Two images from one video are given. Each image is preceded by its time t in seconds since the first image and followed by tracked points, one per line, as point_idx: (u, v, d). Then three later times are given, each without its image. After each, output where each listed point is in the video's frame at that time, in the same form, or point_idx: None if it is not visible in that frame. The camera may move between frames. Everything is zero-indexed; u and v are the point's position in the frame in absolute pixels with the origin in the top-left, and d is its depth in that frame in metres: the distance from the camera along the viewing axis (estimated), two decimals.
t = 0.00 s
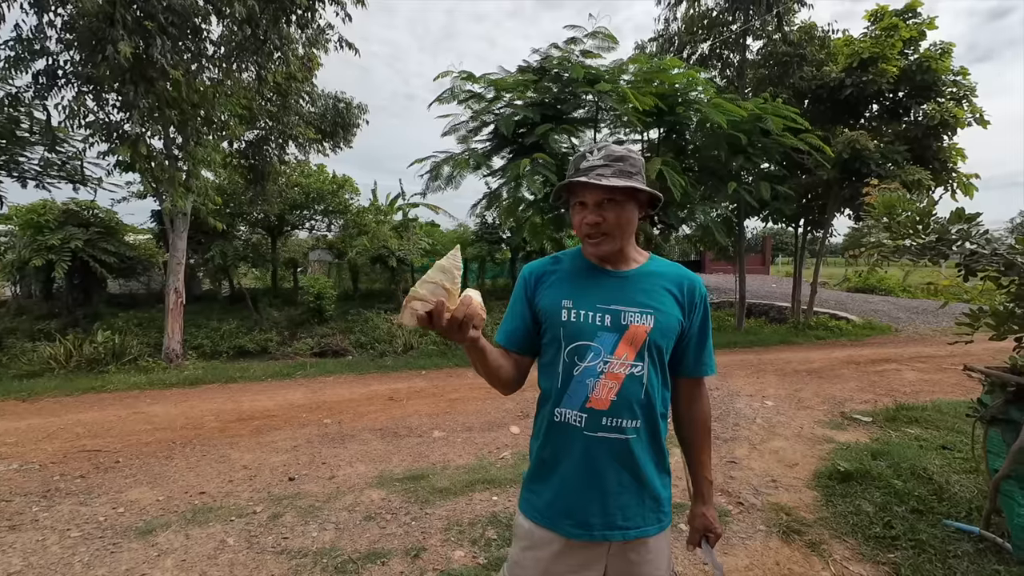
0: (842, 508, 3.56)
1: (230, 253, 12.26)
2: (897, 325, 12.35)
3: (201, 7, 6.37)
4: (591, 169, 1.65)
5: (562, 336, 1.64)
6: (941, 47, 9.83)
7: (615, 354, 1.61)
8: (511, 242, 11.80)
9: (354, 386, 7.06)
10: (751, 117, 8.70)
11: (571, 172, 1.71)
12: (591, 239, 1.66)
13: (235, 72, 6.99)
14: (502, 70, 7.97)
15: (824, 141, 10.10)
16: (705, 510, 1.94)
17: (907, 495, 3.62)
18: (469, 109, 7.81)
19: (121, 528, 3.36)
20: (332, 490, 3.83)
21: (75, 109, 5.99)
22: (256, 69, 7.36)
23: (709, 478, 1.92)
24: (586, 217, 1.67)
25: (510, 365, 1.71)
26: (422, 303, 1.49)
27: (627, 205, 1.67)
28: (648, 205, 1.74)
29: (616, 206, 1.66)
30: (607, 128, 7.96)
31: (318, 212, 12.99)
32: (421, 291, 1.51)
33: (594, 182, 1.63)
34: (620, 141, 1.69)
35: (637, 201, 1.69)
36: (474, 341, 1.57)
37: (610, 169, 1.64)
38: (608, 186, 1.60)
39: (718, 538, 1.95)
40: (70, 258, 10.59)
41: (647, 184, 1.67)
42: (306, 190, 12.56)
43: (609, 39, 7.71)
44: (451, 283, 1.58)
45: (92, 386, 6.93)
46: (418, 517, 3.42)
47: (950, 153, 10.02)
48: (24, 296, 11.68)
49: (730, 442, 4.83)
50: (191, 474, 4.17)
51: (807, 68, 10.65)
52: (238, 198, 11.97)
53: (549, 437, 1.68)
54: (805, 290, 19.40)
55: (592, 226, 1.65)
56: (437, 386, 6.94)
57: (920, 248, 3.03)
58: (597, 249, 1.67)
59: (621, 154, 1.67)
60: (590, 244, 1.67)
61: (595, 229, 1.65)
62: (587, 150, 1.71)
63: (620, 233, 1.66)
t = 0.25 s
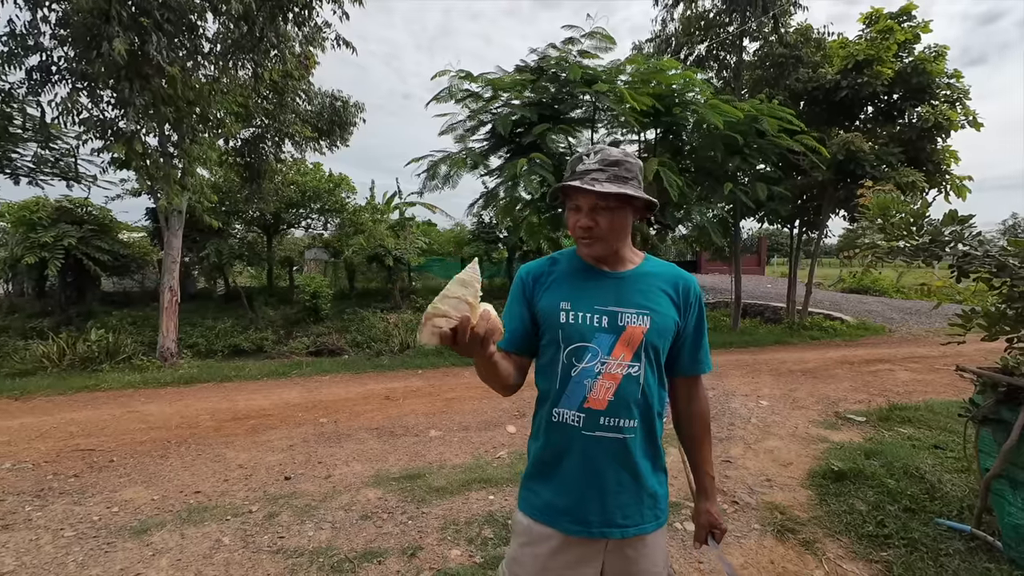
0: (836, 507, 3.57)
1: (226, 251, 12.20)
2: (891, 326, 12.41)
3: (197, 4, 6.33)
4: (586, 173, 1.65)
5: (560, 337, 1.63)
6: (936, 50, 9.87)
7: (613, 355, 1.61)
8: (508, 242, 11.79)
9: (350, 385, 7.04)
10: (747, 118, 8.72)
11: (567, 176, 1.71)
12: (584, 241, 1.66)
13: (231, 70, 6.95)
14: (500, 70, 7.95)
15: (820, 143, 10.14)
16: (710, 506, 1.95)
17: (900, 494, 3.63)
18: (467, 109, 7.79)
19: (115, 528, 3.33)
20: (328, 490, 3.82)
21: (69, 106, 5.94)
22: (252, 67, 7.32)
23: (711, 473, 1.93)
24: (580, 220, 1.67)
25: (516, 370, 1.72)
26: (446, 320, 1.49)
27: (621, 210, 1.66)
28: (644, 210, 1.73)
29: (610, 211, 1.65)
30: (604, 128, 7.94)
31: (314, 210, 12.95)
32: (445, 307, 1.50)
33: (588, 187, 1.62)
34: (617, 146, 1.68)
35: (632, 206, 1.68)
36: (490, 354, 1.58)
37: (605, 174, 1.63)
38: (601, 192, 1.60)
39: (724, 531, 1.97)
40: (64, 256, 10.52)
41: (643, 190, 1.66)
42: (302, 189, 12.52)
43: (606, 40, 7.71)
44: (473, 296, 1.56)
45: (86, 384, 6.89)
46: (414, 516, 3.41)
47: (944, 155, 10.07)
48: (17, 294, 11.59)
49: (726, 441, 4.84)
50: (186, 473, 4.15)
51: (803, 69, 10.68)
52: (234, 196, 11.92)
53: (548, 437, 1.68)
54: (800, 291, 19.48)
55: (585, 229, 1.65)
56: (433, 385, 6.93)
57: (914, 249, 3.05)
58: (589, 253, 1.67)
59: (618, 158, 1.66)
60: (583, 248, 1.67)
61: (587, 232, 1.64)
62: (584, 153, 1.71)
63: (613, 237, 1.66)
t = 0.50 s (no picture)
0: (831, 506, 3.57)
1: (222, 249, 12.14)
2: (886, 326, 12.45)
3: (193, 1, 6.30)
4: (600, 171, 1.64)
5: (568, 336, 1.62)
6: (932, 52, 9.91)
7: (619, 355, 1.61)
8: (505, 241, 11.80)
9: (346, 384, 7.03)
10: (744, 118, 8.74)
11: (582, 171, 1.69)
12: (589, 240, 1.64)
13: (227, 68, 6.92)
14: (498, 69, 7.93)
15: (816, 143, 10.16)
16: (706, 504, 1.95)
17: (894, 493, 3.64)
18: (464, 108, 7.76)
19: (110, 527, 3.31)
20: (325, 489, 3.80)
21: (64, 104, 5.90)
22: (249, 65, 7.30)
23: (707, 470, 1.93)
24: (587, 217, 1.65)
25: (525, 369, 1.63)
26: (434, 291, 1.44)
27: (631, 213, 1.64)
28: (654, 217, 1.71)
29: (620, 213, 1.63)
30: (602, 128, 7.92)
31: (311, 209, 12.92)
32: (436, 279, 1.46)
33: (600, 185, 1.60)
34: (636, 149, 1.66)
35: (642, 212, 1.66)
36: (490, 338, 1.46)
37: (619, 176, 1.62)
38: (613, 193, 1.58)
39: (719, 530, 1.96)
40: (58, 254, 10.46)
41: (654, 197, 1.64)
42: (299, 187, 12.49)
43: (605, 40, 7.70)
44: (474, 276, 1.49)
45: (81, 383, 6.85)
46: (411, 516, 3.41)
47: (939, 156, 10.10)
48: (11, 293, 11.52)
49: (722, 440, 4.84)
50: (182, 473, 4.13)
51: (800, 70, 10.69)
52: (231, 195, 11.87)
53: (552, 435, 1.67)
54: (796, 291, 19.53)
55: (591, 228, 1.63)
56: (429, 385, 6.91)
57: (909, 249, 3.05)
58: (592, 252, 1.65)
59: (634, 162, 1.65)
60: (587, 245, 1.65)
61: (593, 230, 1.62)
62: (602, 151, 1.69)
63: (619, 239, 1.63)
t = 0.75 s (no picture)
0: (829, 505, 3.57)
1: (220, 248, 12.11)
2: (884, 326, 12.47)
3: None
4: (622, 166, 1.62)
5: (582, 335, 1.60)
6: (929, 52, 9.92)
7: (633, 354, 1.61)
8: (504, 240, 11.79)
9: (345, 383, 7.01)
10: (743, 118, 8.74)
11: (602, 166, 1.68)
12: (606, 236, 1.63)
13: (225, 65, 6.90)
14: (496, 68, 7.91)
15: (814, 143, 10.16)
16: (712, 503, 1.97)
17: (892, 492, 3.65)
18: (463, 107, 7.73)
19: (106, 527, 3.30)
20: (323, 488, 3.79)
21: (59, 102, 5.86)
22: (247, 63, 7.28)
23: (714, 469, 1.95)
24: (605, 213, 1.63)
25: (537, 366, 1.59)
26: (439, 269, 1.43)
27: (648, 212, 1.63)
28: (668, 217, 1.72)
29: (638, 211, 1.62)
30: (600, 127, 7.90)
31: (310, 208, 12.89)
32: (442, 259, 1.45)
33: (621, 181, 1.59)
34: (657, 148, 1.66)
35: (659, 212, 1.65)
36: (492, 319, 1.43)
37: (640, 173, 1.61)
38: (634, 189, 1.57)
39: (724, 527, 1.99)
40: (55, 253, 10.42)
41: (672, 197, 1.65)
42: (297, 186, 12.46)
43: (604, 39, 7.70)
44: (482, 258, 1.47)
45: (77, 382, 6.82)
46: (409, 515, 3.40)
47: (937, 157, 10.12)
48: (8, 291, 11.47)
49: (721, 440, 4.84)
50: (179, 472, 4.11)
51: (798, 70, 10.70)
52: (228, 194, 11.83)
53: (566, 436, 1.65)
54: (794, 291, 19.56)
55: (609, 224, 1.61)
56: (428, 384, 6.90)
57: (907, 249, 3.05)
58: (608, 248, 1.63)
59: (655, 160, 1.65)
60: (603, 241, 1.63)
61: (611, 227, 1.61)
62: (623, 147, 1.68)
63: (636, 237, 1.63)
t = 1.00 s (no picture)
0: (828, 505, 3.57)
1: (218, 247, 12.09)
2: (882, 326, 12.48)
3: None
4: (634, 166, 1.62)
5: (591, 335, 1.59)
6: (928, 53, 9.93)
7: (642, 355, 1.60)
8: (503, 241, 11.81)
9: (343, 383, 7.00)
10: (742, 118, 8.73)
11: (614, 164, 1.67)
12: (615, 235, 1.62)
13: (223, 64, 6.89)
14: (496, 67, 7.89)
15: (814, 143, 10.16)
16: (723, 502, 1.97)
17: (891, 492, 3.64)
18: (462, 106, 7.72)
19: (103, 527, 3.29)
20: (321, 488, 3.78)
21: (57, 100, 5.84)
22: (246, 61, 7.25)
23: (724, 469, 1.95)
24: (616, 212, 1.63)
25: (542, 365, 1.58)
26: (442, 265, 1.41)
27: (660, 211, 1.63)
28: (679, 217, 1.72)
29: (649, 210, 1.62)
30: (599, 127, 7.90)
31: (308, 207, 12.87)
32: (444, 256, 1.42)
33: (633, 180, 1.59)
34: (670, 147, 1.67)
35: (670, 212, 1.65)
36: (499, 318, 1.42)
37: (652, 172, 1.61)
38: (647, 189, 1.57)
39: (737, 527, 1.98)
40: (53, 252, 10.40)
41: (684, 197, 1.65)
42: (296, 185, 12.44)
43: (603, 38, 7.69)
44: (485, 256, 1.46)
45: (75, 382, 6.81)
46: (407, 515, 3.39)
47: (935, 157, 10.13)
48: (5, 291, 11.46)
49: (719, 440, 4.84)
50: (176, 472, 4.09)
51: (797, 70, 10.71)
52: (227, 193, 11.81)
53: (573, 437, 1.63)
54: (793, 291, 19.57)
55: (620, 223, 1.61)
56: (426, 384, 6.89)
57: (906, 249, 3.05)
58: (618, 247, 1.63)
59: (668, 160, 1.65)
60: (613, 240, 1.63)
61: (622, 226, 1.60)
62: (635, 145, 1.68)
63: (647, 236, 1.62)
